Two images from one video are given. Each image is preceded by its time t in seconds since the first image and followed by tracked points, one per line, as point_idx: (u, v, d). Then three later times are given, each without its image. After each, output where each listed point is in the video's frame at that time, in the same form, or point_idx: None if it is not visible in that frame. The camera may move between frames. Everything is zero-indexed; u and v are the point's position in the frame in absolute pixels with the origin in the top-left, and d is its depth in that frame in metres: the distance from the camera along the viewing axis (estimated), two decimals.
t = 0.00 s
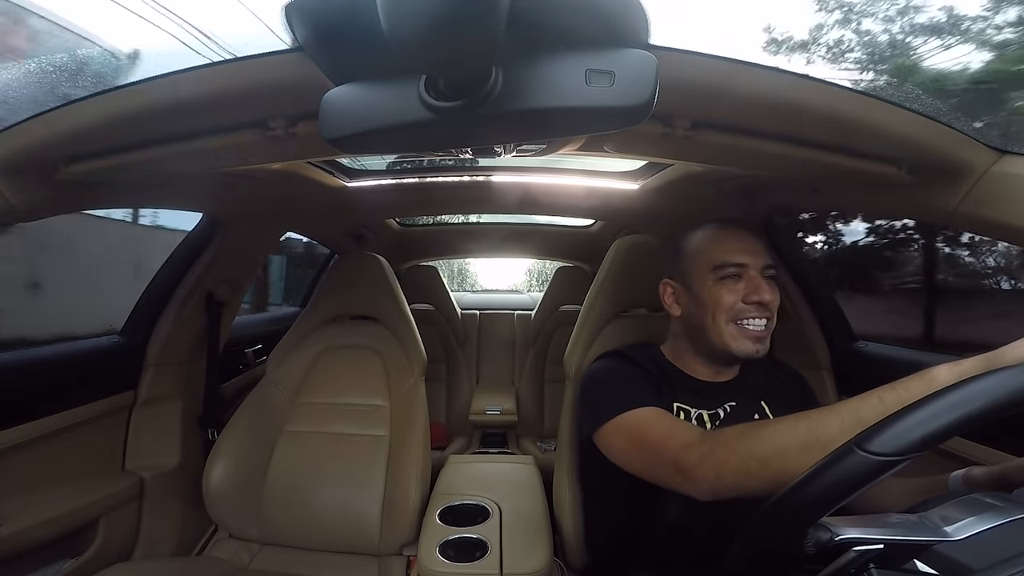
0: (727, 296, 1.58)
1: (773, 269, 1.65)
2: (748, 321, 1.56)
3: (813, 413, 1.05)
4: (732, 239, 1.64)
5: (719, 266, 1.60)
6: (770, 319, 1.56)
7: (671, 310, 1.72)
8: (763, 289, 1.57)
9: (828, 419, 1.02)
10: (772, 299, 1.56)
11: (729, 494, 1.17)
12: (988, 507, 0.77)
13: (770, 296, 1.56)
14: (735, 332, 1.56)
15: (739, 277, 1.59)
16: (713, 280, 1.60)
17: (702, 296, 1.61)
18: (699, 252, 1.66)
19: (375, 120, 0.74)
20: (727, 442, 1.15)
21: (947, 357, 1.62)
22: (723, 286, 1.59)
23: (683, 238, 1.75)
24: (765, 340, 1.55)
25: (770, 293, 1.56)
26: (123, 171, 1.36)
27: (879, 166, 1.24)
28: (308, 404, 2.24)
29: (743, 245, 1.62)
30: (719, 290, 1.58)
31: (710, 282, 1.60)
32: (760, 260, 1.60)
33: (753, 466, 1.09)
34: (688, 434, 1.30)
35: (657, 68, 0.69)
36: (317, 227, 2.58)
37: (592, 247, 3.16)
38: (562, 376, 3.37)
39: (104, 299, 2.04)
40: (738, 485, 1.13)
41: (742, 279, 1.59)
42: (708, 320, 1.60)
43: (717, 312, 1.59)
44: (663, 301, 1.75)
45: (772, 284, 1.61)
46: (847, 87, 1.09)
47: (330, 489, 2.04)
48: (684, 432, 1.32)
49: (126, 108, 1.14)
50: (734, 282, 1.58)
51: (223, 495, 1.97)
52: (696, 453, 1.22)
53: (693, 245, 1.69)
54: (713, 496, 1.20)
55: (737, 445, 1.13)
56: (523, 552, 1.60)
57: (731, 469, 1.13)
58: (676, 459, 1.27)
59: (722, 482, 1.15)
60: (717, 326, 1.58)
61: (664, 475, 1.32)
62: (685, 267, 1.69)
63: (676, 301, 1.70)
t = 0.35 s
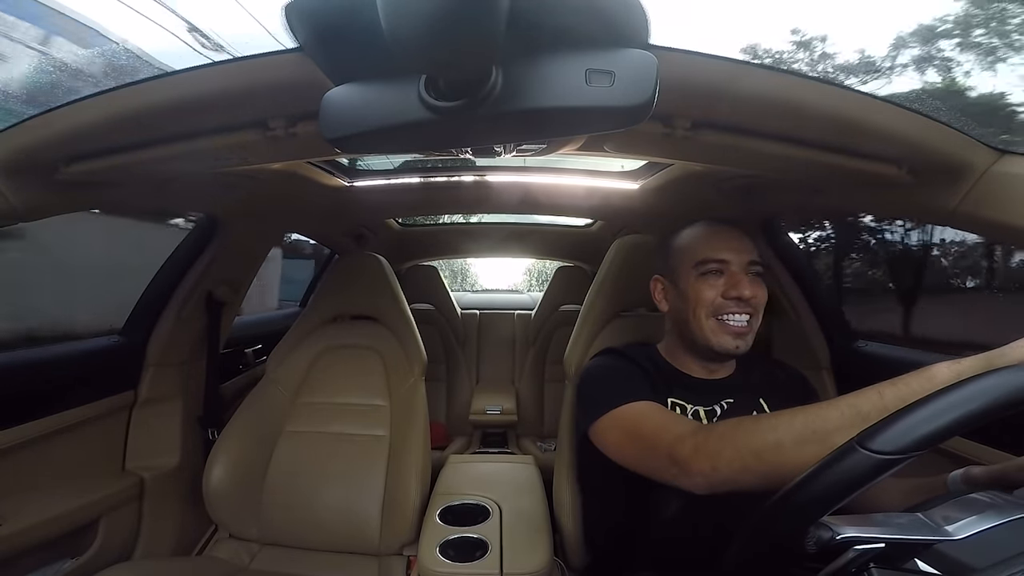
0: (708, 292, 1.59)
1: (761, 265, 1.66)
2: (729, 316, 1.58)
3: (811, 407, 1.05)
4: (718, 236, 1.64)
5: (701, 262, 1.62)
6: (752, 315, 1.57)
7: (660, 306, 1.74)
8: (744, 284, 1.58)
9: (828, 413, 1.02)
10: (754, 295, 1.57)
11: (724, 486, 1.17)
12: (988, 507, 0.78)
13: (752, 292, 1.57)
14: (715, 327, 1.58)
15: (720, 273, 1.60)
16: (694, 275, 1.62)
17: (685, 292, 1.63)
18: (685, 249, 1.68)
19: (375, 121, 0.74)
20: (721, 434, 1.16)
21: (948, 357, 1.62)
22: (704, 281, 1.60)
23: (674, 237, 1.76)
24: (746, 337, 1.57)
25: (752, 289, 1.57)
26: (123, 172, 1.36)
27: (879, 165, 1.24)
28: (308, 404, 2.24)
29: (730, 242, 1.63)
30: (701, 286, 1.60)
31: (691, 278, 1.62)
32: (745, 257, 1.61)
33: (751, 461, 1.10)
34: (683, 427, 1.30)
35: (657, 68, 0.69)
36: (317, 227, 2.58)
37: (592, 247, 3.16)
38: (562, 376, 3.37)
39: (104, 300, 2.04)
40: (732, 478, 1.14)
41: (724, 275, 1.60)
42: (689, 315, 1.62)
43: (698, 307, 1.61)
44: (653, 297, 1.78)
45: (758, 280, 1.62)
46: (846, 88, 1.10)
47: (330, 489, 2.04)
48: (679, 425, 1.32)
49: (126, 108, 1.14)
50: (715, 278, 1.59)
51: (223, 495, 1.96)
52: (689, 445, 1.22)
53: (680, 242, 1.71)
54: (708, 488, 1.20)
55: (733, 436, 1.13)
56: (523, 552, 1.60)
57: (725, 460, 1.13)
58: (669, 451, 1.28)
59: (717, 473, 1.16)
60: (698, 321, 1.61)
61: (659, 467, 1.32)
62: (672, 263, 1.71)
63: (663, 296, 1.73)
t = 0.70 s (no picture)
0: (713, 290, 1.60)
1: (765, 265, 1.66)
2: (736, 313, 1.59)
3: (823, 409, 1.05)
4: (721, 236, 1.64)
5: (706, 260, 1.62)
6: (758, 312, 1.59)
7: (666, 305, 1.75)
8: (749, 283, 1.59)
9: (839, 416, 1.02)
10: (758, 293, 1.58)
11: (736, 488, 1.18)
12: (991, 509, 0.78)
13: (756, 290, 1.58)
14: (720, 325, 1.58)
15: (725, 272, 1.60)
16: (698, 274, 1.62)
17: (690, 290, 1.64)
18: (689, 248, 1.68)
19: (374, 121, 0.74)
20: (735, 437, 1.16)
21: (949, 357, 1.62)
22: (709, 280, 1.60)
23: (678, 236, 1.76)
24: (752, 333, 1.58)
25: (756, 288, 1.59)
26: (123, 172, 1.36)
27: (878, 165, 1.24)
28: (308, 404, 2.23)
29: (734, 241, 1.64)
30: (706, 284, 1.60)
31: (697, 276, 1.63)
32: (748, 255, 1.62)
33: (765, 462, 1.10)
34: (692, 430, 1.30)
35: (657, 68, 0.69)
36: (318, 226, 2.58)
37: (592, 247, 3.16)
38: (562, 376, 3.37)
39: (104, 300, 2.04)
40: (749, 480, 1.13)
41: (729, 274, 1.60)
42: (695, 312, 1.62)
43: (704, 305, 1.61)
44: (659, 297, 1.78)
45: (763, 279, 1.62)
46: (846, 87, 1.10)
47: (330, 489, 2.04)
48: (688, 427, 1.31)
49: (126, 108, 1.14)
50: (720, 277, 1.60)
51: (223, 494, 1.98)
52: (701, 446, 1.22)
53: (685, 242, 1.71)
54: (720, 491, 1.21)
55: (744, 439, 1.14)
56: (523, 552, 1.60)
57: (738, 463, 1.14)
58: (680, 454, 1.28)
59: (732, 475, 1.16)
60: (704, 319, 1.61)
61: (666, 467, 1.32)
62: (677, 263, 1.71)
63: (669, 295, 1.73)
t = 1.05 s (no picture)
0: (728, 290, 1.59)
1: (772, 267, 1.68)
2: (749, 314, 1.59)
3: (819, 403, 1.06)
4: (732, 236, 1.65)
5: (721, 261, 1.62)
6: (771, 312, 1.59)
7: (671, 305, 1.72)
8: (765, 283, 1.59)
9: (836, 411, 1.02)
10: (772, 294, 1.59)
11: (731, 483, 1.17)
12: (992, 508, 0.78)
13: (771, 290, 1.59)
14: (736, 325, 1.58)
15: (740, 272, 1.61)
16: (714, 273, 1.62)
17: (703, 289, 1.62)
18: (700, 248, 1.67)
19: (374, 121, 0.74)
20: (730, 432, 1.16)
21: (949, 357, 1.62)
22: (724, 279, 1.60)
23: (684, 237, 1.74)
24: (765, 334, 1.58)
25: (771, 288, 1.59)
26: (124, 171, 1.36)
27: (879, 165, 1.24)
28: (308, 404, 2.23)
29: (744, 242, 1.64)
30: (721, 284, 1.60)
31: (711, 275, 1.62)
32: (761, 257, 1.62)
33: (760, 457, 1.10)
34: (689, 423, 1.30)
35: (657, 68, 0.69)
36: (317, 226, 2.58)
37: (592, 248, 3.16)
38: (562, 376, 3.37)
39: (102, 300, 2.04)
40: (741, 475, 1.14)
41: (744, 274, 1.61)
42: (709, 312, 1.61)
43: (718, 304, 1.60)
44: (664, 296, 1.75)
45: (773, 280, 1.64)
46: (847, 88, 1.10)
47: (330, 489, 2.04)
48: (686, 422, 1.31)
49: (125, 108, 1.14)
50: (735, 277, 1.60)
51: (223, 494, 1.98)
52: (698, 440, 1.22)
53: (694, 242, 1.69)
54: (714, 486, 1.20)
55: (740, 433, 1.14)
56: (523, 552, 1.60)
57: (733, 454, 1.13)
58: (678, 446, 1.27)
59: (726, 468, 1.15)
60: (717, 318, 1.60)
61: (663, 459, 1.32)
62: (684, 262, 1.69)
63: (676, 294, 1.71)
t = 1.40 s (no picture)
0: (711, 292, 1.60)
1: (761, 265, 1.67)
2: (733, 316, 1.59)
3: (824, 406, 1.05)
4: (719, 235, 1.65)
5: (703, 262, 1.62)
6: (756, 314, 1.58)
7: (659, 307, 1.73)
8: (748, 284, 1.59)
9: (839, 414, 1.03)
10: (756, 295, 1.58)
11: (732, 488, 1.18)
12: (992, 507, 0.78)
13: (755, 292, 1.58)
14: (719, 328, 1.58)
15: (723, 273, 1.61)
16: (696, 275, 1.62)
17: (687, 292, 1.63)
18: (684, 249, 1.67)
19: (371, 121, 0.75)
20: (732, 437, 1.15)
21: (948, 357, 1.62)
22: (707, 281, 1.61)
23: (671, 237, 1.75)
24: (751, 336, 1.57)
25: (756, 289, 1.59)
26: (124, 172, 1.36)
27: (879, 166, 1.24)
28: (308, 404, 2.23)
29: (731, 242, 1.64)
30: (703, 286, 1.60)
31: (694, 278, 1.62)
32: (747, 257, 1.62)
33: (760, 456, 1.10)
34: (689, 429, 1.29)
35: (657, 68, 0.69)
36: (317, 226, 2.58)
37: (592, 248, 3.16)
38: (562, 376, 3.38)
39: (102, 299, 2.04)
40: (744, 480, 1.14)
41: (728, 275, 1.61)
42: (692, 314, 1.62)
43: (701, 307, 1.61)
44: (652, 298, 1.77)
45: (760, 279, 1.63)
46: (847, 87, 1.10)
47: (330, 489, 2.04)
48: (686, 428, 1.31)
49: (126, 108, 1.14)
50: (719, 278, 1.60)
51: (223, 494, 1.98)
52: (700, 446, 1.22)
53: (679, 243, 1.70)
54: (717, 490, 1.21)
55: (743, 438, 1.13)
56: (523, 552, 1.60)
57: (737, 463, 1.13)
58: (678, 452, 1.27)
59: (729, 474, 1.15)
60: (700, 322, 1.61)
61: (661, 473, 1.32)
62: (670, 264, 1.70)
63: (663, 296, 1.72)
